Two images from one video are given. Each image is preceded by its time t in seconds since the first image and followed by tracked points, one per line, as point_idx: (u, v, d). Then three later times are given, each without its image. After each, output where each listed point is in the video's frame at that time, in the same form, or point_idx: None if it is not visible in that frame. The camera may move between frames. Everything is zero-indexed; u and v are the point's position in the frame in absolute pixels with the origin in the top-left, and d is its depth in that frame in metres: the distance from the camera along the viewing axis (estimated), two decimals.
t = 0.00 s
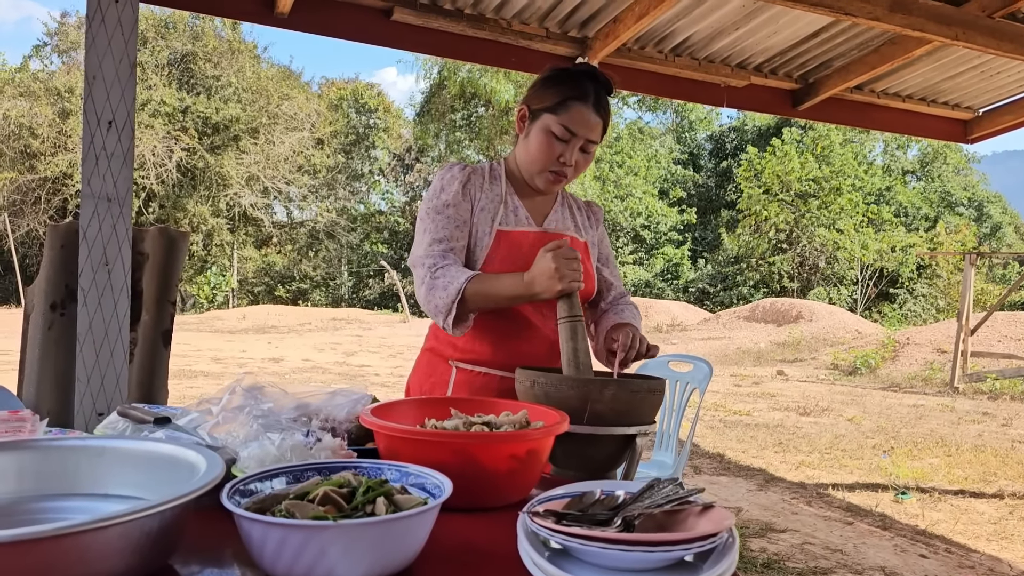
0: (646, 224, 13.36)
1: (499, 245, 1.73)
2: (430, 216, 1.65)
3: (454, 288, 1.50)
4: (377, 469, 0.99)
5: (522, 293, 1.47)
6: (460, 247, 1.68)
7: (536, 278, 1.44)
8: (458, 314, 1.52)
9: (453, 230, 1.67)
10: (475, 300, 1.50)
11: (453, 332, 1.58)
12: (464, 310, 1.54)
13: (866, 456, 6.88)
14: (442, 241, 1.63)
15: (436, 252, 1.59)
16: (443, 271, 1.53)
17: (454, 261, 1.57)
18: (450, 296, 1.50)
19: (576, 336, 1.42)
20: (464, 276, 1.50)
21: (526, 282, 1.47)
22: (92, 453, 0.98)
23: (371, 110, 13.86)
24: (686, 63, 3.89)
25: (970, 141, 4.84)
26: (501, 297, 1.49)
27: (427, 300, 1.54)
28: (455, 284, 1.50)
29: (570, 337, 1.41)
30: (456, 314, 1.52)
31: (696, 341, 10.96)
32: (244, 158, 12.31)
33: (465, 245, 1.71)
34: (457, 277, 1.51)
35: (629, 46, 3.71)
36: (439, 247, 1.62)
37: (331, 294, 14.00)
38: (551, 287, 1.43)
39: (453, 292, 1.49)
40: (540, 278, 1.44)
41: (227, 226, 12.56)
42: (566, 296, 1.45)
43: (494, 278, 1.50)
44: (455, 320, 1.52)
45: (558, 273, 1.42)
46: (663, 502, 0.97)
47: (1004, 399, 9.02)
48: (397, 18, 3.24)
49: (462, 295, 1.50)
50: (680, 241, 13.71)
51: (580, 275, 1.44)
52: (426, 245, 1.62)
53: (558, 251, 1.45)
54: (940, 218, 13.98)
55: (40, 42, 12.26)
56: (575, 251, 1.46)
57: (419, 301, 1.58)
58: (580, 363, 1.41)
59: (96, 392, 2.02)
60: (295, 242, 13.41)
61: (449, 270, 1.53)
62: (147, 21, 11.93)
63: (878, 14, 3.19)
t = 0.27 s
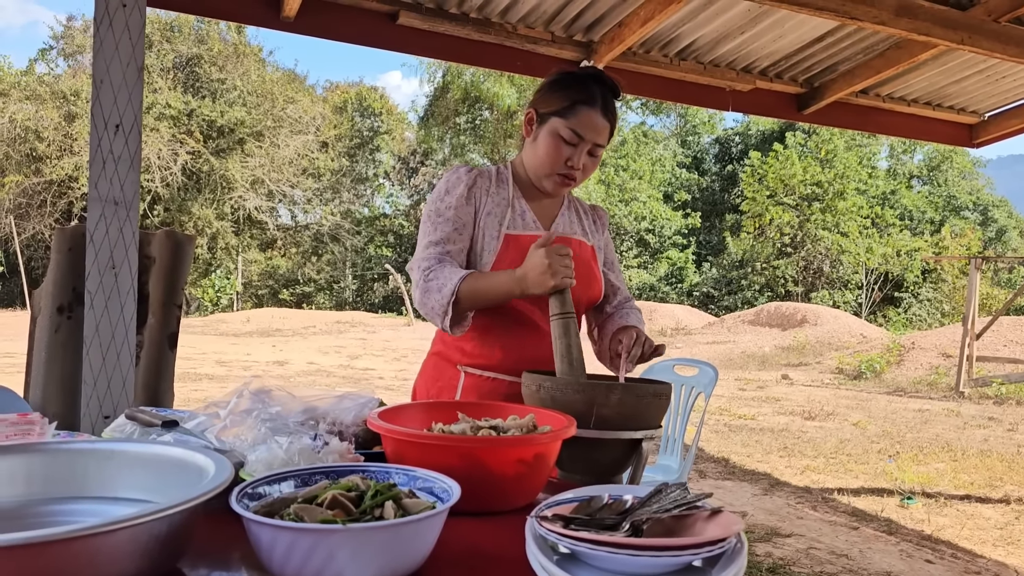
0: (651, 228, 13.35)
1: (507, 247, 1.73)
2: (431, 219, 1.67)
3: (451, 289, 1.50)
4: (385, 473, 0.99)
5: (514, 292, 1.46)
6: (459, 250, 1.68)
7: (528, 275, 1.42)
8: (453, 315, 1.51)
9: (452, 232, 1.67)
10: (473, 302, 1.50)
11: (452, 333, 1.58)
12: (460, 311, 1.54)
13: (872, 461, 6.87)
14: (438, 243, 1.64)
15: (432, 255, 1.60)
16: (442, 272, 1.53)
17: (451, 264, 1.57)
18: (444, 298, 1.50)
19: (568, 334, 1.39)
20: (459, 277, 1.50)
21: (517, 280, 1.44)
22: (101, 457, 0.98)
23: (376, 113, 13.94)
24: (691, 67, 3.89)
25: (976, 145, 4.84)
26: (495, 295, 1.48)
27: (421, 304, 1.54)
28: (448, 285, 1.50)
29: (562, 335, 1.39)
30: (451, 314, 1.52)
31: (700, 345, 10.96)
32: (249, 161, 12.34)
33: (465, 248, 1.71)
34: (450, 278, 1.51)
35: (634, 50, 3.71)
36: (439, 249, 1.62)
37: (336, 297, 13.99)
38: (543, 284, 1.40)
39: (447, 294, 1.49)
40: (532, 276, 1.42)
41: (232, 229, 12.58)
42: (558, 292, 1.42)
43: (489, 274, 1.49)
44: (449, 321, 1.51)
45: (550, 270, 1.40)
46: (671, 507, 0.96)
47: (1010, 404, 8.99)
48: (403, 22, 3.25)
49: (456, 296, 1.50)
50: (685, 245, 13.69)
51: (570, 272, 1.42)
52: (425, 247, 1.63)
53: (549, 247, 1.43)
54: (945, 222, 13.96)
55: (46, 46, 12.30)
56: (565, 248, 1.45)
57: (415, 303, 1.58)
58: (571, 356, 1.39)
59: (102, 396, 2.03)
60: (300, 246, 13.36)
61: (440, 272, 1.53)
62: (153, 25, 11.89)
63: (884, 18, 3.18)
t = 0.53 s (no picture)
0: (656, 232, 13.29)
1: (515, 251, 1.73)
2: (445, 222, 1.67)
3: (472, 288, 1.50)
4: (395, 477, 0.99)
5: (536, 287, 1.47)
6: (475, 253, 1.68)
7: (549, 268, 1.44)
8: (474, 313, 1.52)
9: (467, 235, 1.67)
10: (491, 300, 1.51)
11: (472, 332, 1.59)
12: (481, 310, 1.55)
13: (878, 466, 6.84)
14: (455, 246, 1.64)
15: (448, 257, 1.61)
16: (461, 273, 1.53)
17: (470, 265, 1.58)
18: (465, 295, 1.50)
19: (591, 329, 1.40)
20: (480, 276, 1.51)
21: (539, 274, 1.47)
22: (112, 460, 0.98)
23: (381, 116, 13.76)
24: (698, 71, 3.90)
25: (984, 149, 4.83)
26: (515, 291, 1.49)
27: (441, 304, 1.54)
28: (470, 282, 1.51)
29: (585, 327, 1.40)
30: (473, 312, 1.52)
31: (706, 350, 10.92)
32: (255, 165, 12.45)
33: (479, 251, 1.71)
34: (471, 276, 1.52)
35: (641, 55, 3.72)
36: (455, 251, 1.63)
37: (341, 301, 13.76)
38: (564, 276, 1.42)
39: (468, 290, 1.50)
40: (552, 268, 1.44)
41: (238, 233, 12.58)
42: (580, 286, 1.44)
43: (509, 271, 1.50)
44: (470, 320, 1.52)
45: (570, 262, 1.41)
46: (681, 512, 0.96)
47: (1017, 409, 8.94)
48: (410, 27, 3.26)
49: (478, 294, 1.50)
50: (690, 249, 13.65)
51: (593, 265, 1.43)
52: (440, 248, 1.63)
53: (570, 240, 1.45)
54: (952, 227, 13.90)
55: (54, 50, 12.37)
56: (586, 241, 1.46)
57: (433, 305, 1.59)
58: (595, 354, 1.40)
59: (110, 399, 2.03)
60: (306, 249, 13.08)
61: (460, 270, 1.54)
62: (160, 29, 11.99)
63: (890, 23, 3.18)
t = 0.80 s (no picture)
0: (663, 236, 13.25)
1: (523, 254, 1.74)
2: (454, 225, 1.67)
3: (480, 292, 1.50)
4: (407, 480, 0.99)
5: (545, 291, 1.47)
6: (484, 256, 1.69)
7: (559, 272, 1.44)
8: (482, 316, 1.51)
9: (476, 238, 1.68)
10: (501, 304, 1.50)
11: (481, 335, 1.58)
12: (489, 314, 1.54)
13: (886, 471, 6.82)
14: (465, 248, 1.64)
15: (457, 260, 1.60)
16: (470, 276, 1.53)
17: (479, 268, 1.58)
18: (474, 297, 1.50)
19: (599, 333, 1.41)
20: (488, 278, 1.51)
21: (549, 278, 1.46)
22: (125, 463, 0.99)
23: (386, 120, 13.76)
24: (705, 75, 3.90)
25: (992, 153, 4.82)
26: (524, 294, 1.49)
27: (449, 307, 1.54)
28: (479, 284, 1.50)
29: (595, 332, 1.41)
30: (481, 315, 1.52)
31: (712, 354, 10.88)
32: (262, 169, 12.50)
33: (488, 254, 1.71)
34: (481, 278, 1.51)
35: (648, 59, 3.72)
36: (463, 253, 1.63)
37: (347, 305, 13.79)
38: (573, 281, 1.42)
39: (477, 293, 1.50)
40: (562, 273, 1.43)
41: (244, 236, 12.62)
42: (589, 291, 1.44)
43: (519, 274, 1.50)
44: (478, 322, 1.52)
45: (580, 268, 1.41)
46: (694, 516, 0.96)
47: None
48: (418, 31, 3.26)
49: (486, 297, 1.50)
50: (697, 253, 13.63)
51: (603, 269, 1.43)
52: (450, 251, 1.63)
53: (580, 245, 1.44)
54: (959, 231, 13.83)
55: (62, 54, 12.44)
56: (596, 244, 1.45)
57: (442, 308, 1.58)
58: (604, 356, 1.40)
59: (120, 402, 2.04)
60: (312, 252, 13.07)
61: (469, 273, 1.54)
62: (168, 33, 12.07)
63: (898, 27, 3.18)
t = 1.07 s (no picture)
0: (670, 239, 13.21)
1: (535, 256, 1.73)
2: (466, 229, 1.67)
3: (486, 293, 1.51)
4: (424, 482, 1.00)
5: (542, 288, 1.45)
6: (495, 258, 1.69)
7: (555, 271, 1.42)
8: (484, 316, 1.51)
9: (487, 241, 1.68)
10: (503, 302, 1.50)
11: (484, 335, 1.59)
12: (491, 314, 1.54)
13: (896, 474, 6.79)
14: (475, 252, 1.64)
15: (467, 263, 1.61)
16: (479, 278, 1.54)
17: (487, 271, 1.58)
18: (476, 298, 1.51)
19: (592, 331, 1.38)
20: (494, 281, 1.51)
21: (546, 277, 1.45)
22: (142, 463, 0.99)
23: (395, 123, 13.85)
24: (714, 78, 3.90)
25: (1002, 156, 4.80)
26: (523, 293, 1.48)
27: (455, 307, 1.54)
28: (481, 285, 1.51)
29: (586, 331, 1.38)
30: (482, 315, 1.52)
31: (720, 357, 10.83)
32: (270, 172, 12.53)
33: (499, 257, 1.72)
34: (484, 280, 1.52)
35: (657, 62, 3.73)
36: (475, 255, 1.63)
37: (354, 307, 13.87)
38: (569, 279, 1.40)
39: (479, 294, 1.50)
40: (558, 271, 1.42)
41: (252, 239, 12.66)
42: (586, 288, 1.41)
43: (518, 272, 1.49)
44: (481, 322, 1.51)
45: (576, 265, 1.40)
46: (709, 519, 0.96)
47: None
48: (427, 34, 3.28)
49: (488, 297, 1.50)
50: (704, 256, 13.61)
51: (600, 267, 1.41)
52: (463, 253, 1.63)
53: (578, 244, 1.43)
54: (969, 234, 13.75)
55: (72, 58, 12.53)
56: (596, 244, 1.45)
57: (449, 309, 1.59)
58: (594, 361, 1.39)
59: (131, 403, 2.05)
60: (319, 256, 13.23)
61: (474, 276, 1.55)
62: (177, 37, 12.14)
63: (909, 29, 3.17)
